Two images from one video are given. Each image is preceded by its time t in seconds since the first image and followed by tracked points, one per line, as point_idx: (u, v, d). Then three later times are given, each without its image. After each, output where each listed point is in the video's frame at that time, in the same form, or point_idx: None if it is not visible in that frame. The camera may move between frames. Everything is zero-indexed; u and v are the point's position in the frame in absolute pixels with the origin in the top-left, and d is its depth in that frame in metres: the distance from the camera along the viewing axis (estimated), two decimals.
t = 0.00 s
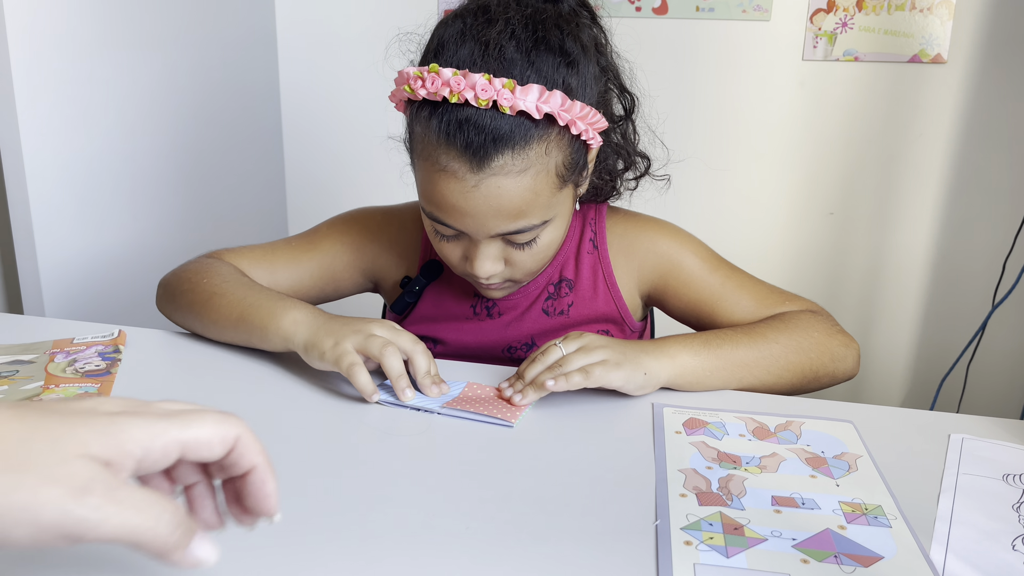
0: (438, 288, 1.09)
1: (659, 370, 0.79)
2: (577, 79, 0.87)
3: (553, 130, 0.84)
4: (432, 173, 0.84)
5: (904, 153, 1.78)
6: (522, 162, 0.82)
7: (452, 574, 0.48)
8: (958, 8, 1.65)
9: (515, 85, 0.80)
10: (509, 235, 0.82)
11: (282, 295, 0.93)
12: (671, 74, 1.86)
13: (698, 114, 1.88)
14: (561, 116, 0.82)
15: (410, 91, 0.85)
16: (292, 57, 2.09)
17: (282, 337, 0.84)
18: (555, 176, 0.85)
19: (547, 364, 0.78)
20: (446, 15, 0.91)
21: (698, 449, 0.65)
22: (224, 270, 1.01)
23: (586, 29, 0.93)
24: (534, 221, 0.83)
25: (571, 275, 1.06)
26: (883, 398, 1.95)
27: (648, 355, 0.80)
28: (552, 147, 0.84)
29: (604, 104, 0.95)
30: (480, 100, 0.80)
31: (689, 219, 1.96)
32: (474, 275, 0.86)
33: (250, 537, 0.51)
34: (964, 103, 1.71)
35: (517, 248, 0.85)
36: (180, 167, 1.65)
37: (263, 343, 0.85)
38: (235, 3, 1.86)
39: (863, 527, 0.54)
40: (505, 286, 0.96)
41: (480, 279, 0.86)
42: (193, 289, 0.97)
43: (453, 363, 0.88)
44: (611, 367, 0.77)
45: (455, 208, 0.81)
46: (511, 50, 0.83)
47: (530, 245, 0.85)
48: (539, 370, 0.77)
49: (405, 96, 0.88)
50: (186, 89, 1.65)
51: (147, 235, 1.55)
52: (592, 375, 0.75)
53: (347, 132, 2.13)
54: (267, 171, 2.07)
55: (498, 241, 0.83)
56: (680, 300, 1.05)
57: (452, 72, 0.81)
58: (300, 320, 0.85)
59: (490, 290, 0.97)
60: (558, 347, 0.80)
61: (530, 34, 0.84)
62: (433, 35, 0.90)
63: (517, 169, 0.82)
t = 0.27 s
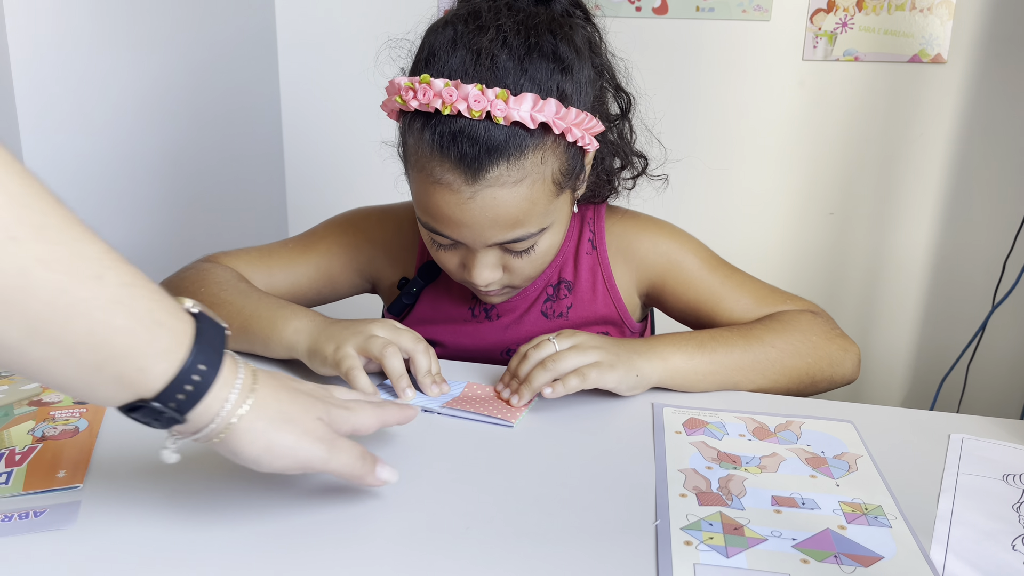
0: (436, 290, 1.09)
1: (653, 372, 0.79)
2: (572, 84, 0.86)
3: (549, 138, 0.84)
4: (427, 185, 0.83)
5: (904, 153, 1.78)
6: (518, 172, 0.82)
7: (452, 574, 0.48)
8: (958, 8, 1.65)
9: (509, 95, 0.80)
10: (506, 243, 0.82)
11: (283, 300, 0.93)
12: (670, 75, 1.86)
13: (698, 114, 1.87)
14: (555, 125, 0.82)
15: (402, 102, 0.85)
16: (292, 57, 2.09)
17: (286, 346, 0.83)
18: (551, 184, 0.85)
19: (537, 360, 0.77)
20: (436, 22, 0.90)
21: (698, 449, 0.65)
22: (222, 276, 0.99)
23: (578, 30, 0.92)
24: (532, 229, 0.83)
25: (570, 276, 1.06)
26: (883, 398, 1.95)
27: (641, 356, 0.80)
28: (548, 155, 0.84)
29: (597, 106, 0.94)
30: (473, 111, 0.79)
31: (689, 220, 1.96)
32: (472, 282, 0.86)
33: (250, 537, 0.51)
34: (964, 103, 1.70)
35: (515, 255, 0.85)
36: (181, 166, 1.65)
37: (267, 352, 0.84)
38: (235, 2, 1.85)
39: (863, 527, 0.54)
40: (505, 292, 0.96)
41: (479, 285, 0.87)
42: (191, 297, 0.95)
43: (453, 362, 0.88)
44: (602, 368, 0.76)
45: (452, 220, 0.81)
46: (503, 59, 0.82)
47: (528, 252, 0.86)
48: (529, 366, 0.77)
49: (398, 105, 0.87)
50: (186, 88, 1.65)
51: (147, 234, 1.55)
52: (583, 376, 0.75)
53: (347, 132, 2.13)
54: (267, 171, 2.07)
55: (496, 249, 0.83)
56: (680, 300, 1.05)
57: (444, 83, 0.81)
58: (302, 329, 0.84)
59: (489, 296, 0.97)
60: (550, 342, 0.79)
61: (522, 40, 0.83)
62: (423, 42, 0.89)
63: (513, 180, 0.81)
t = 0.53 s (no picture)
0: (433, 289, 1.10)
1: (608, 360, 0.78)
2: (572, 85, 0.86)
3: (549, 140, 0.84)
4: (426, 187, 0.83)
5: (904, 153, 1.78)
6: (518, 175, 0.82)
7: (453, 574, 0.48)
8: (958, 8, 1.65)
9: (509, 97, 0.80)
10: (506, 245, 0.82)
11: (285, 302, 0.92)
12: (670, 75, 1.86)
13: (698, 114, 1.87)
14: (556, 126, 0.82)
15: (401, 104, 0.85)
16: (292, 57, 2.09)
17: (290, 350, 0.82)
18: (551, 186, 0.85)
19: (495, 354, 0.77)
20: (433, 24, 0.90)
21: (698, 449, 0.65)
22: (223, 278, 0.99)
23: (577, 30, 0.92)
24: (532, 231, 0.83)
25: (567, 274, 1.07)
26: (883, 398, 1.95)
27: (601, 345, 0.79)
28: (548, 158, 0.84)
29: (598, 104, 0.95)
30: (473, 114, 0.79)
31: (688, 219, 1.96)
32: (473, 284, 0.86)
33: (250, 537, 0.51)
34: (964, 103, 1.71)
35: (515, 257, 0.85)
36: (181, 167, 1.65)
37: (271, 354, 0.83)
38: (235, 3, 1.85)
39: (863, 527, 0.54)
40: (504, 294, 0.96)
41: (479, 288, 0.87)
42: (192, 299, 0.94)
43: (453, 362, 0.88)
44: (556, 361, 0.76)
45: (452, 222, 0.81)
46: (503, 61, 0.82)
47: (529, 254, 0.86)
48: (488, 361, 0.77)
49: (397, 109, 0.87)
50: (186, 88, 1.65)
51: (147, 235, 1.55)
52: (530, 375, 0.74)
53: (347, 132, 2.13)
54: (267, 171, 2.07)
55: (496, 252, 0.83)
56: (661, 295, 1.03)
57: (444, 86, 0.81)
58: (305, 331, 0.83)
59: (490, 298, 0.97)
60: (507, 334, 0.78)
61: (522, 42, 0.83)
62: (420, 44, 0.89)
63: (514, 182, 0.81)
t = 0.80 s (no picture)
0: (433, 291, 1.10)
1: (602, 365, 0.77)
2: (565, 89, 0.86)
3: (542, 146, 0.84)
4: (421, 197, 0.83)
5: (904, 153, 1.78)
6: (512, 181, 0.82)
7: (453, 574, 0.48)
8: (958, 8, 1.65)
9: (500, 105, 0.79)
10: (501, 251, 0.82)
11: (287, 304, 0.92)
12: (669, 75, 1.86)
13: (698, 114, 1.87)
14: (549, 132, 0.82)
15: (394, 113, 0.85)
16: (292, 57, 2.09)
17: (292, 353, 0.82)
18: (546, 191, 0.85)
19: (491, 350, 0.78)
20: (423, 31, 0.89)
21: (698, 449, 0.65)
22: (224, 279, 0.99)
23: (569, 32, 0.91)
24: (528, 236, 0.83)
25: (566, 274, 1.07)
26: (883, 398, 1.95)
27: (595, 348, 0.78)
28: (542, 163, 0.84)
29: (593, 105, 0.95)
30: (465, 123, 0.79)
31: (688, 219, 1.96)
32: (472, 290, 0.86)
33: (250, 537, 0.51)
34: (964, 103, 1.71)
35: (513, 262, 0.85)
36: (181, 168, 1.65)
37: (272, 356, 0.83)
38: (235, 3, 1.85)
39: (863, 527, 0.54)
40: (504, 297, 0.96)
41: (478, 293, 0.87)
42: (192, 301, 0.94)
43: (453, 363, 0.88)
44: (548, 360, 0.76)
45: (447, 230, 0.81)
46: (494, 68, 0.81)
47: (526, 259, 0.86)
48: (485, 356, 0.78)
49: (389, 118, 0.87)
50: (186, 88, 1.65)
51: (146, 235, 1.55)
52: (521, 373, 0.75)
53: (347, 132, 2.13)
54: (268, 172, 2.07)
55: (493, 258, 0.83)
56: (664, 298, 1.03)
57: (434, 94, 0.80)
58: (308, 335, 0.83)
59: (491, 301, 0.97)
60: (503, 330, 0.79)
61: (512, 47, 0.83)
62: (412, 51, 0.88)
63: (508, 189, 0.81)
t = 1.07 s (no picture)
0: (434, 293, 1.09)
1: (599, 365, 0.77)
2: (560, 96, 0.85)
3: (538, 154, 0.84)
4: (418, 207, 0.83)
5: (904, 153, 1.78)
6: (509, 191, 0.81)
7: (454, 574, 0.48)
8: (958, 8, 1.65)
9: (495, 115, 0.79)
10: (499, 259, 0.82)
11: (287, 305, 0.92)
12: (668, 76, 1.86)
13: (698, 115, 1.87)
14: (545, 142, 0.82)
15: (388, 124, 0.84)
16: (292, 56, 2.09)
17: (293, 353, 0.82)
18: (543, 199, 0.85)
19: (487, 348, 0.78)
20: (417, 40, 0.89)
21: (698, 449, 0.65)
22: (224, 279, 0.99)
23: (564, 37, 0.91)
24: (526, 244, 0.83)
25: (566, 277, 1.07)
26: (883, 398, 1.95)
27: (592, 348, 0.78)
28: (539, 171, 0.84)
29: (589, 109, 0.94)
30: (460, 133, 0.79)
31: (688, 219, 1.96)
32: (472, 296, 0.86)
33: (250, 537, 0.51)
34: (964, 103, 1.71)
35: (512, 269, 0.85)
36: (181, 168, 1.65)
37: (272, 356, 0.83)
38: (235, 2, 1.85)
39: (863, 527, 0.54)
40: (505, 303, 0.96)
41: (478, 299, 0.87)
42: (192, 300, 0.94)
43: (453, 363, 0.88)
44: (544, 358, 0.76)
45: (445, 240, 0.81)
46: (489, 78, 0.81)
47: (525, 265, 0.86)
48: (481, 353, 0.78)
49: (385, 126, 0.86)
50: (186, 88, 1.65)
51: (146, 235, 1.55)
52: (516, 371, 0.75)
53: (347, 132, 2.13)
54: (268, 172, 2.07)
55: (491, 266, 0.83)
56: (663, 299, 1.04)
57: (429, 105, 0.80)
58: (309, 334, 0.83)
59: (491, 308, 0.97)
60: (499, 328, 0.79)
61: (507, 56, 0.82)
62: (406, 61, 0.88)
63: (504, 198, 0.81)
